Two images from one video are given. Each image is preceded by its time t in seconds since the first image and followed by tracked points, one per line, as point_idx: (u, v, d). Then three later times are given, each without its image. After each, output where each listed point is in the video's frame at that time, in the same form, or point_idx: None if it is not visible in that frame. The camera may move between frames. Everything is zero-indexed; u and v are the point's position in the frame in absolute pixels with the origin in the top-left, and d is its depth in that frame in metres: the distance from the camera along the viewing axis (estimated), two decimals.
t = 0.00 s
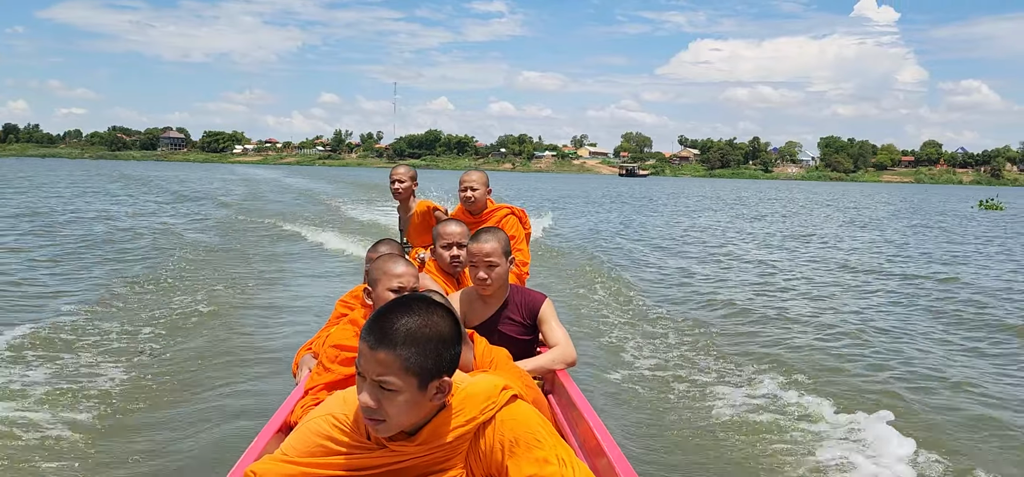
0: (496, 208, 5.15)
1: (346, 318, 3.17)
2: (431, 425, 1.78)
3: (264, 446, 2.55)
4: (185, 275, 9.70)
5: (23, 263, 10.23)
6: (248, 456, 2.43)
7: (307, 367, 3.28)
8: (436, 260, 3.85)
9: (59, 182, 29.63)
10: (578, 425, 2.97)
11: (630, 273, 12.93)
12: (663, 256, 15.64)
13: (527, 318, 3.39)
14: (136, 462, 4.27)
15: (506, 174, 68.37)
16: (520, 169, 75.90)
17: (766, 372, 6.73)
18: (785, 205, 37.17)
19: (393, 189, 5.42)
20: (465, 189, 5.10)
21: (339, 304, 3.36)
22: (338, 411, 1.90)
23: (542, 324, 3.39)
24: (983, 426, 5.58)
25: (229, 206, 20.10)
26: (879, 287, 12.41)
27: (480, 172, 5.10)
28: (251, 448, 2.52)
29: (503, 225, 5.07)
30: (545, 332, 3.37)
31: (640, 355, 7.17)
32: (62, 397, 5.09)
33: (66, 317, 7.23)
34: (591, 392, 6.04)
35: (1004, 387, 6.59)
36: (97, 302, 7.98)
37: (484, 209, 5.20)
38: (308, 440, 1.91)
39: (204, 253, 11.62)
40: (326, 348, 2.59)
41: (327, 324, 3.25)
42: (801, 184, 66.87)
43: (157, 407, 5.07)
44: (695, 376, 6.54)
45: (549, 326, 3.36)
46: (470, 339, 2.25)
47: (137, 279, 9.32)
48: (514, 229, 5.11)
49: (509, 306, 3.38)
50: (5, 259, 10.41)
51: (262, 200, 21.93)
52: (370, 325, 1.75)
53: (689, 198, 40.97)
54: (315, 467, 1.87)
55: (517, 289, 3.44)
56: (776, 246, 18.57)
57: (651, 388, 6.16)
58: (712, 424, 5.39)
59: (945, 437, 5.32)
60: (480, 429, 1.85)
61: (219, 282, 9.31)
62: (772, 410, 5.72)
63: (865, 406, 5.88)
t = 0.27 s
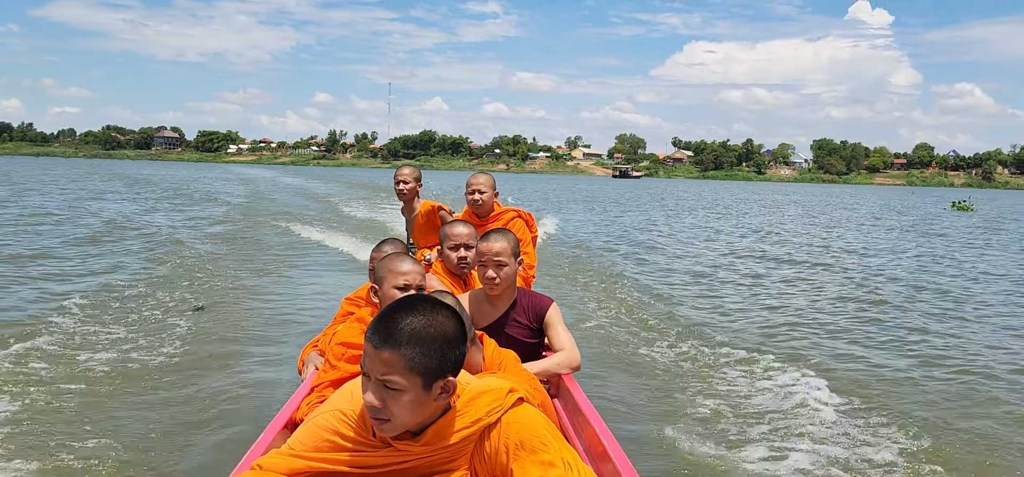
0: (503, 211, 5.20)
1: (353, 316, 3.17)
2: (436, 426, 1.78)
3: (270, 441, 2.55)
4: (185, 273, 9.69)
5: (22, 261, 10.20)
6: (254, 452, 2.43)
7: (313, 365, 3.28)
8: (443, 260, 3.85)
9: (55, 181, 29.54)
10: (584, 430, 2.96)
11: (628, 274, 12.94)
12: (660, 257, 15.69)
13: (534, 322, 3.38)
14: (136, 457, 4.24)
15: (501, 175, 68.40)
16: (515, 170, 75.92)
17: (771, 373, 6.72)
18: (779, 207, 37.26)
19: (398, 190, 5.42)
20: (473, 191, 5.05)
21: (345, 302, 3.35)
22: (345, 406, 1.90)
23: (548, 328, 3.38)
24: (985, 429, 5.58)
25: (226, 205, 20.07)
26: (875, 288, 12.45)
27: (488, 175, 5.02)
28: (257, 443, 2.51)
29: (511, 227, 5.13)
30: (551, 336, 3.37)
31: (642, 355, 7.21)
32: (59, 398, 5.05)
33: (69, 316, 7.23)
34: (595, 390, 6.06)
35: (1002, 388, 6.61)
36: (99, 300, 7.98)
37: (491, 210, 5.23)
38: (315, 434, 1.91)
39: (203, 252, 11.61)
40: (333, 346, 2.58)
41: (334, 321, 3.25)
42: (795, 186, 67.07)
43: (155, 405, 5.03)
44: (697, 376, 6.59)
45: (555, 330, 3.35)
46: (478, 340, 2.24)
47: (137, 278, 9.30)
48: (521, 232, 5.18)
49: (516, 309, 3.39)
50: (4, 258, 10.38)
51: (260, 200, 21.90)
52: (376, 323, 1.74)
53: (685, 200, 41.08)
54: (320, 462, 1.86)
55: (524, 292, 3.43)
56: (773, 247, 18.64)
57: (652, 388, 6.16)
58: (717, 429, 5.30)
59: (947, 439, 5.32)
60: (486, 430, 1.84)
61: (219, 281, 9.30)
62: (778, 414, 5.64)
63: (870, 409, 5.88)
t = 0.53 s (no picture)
0: (510, 214, 5.16)
1: (360, 315, 3.26)
2: (445, 425, 1.80)
3: (279, 438, 2.60)
4: (184, 273, 9.69)
5: (20, 261, 10.19)
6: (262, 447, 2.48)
7: (321, 363, 3.33)
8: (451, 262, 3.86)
9: (49, 180, 29.44)
10: (590, 433, 2.97)
11: (627, 276, 12.97)
12: (656, 259, 15.76)
13: (541, 325, 3.39)
14: (144, 455, 4.25)
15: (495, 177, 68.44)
16: (509, 172, 75.95)
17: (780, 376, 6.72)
18: (773, 210, 37.34)
19: (396, 194, 5.42)
20: (481, 193, 5.07)
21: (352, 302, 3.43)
22: (356, 404, 1.94)
23: (555, 331, 3.37)
24: (987, 432, 5.61)
25: (222, 205, 20.06)
26: (872, 292, 12.50)
27: (496, 177, 5.08)
28: (267, 439, 2.57)
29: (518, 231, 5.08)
30: (558, 339, 3.36)
31: (641, 355, 7.26)
32: (60, 399, 5.01)
33: (70, 314, 7.24)
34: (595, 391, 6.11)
35: (1001, 392, 6.64)
36: (99, 299, 7.99)
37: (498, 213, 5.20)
38: (326, 431, 1.95)
39: (202, 252, 11.61)
40: (342, 345, 2.64)
41: (343, 320, 3.32)
42: (787, 189, 67.32)
43: (160, 407, 4.99)
44: (697, 376, 6.65)
45: (562, 333, 3.35)
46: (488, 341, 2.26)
47: (136, 277, 9.31)
48: (528, 235, 5.12)
49: (523, 311, 3.39)
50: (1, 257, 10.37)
51: (255, 200, 21.88)
52: (387, 322, 1.74)
53: (678, 202, 41.21)
54: (331, 458, 1.91)
55: (531, 294, 3.44)
56: (767, 250, 18.73)
57: (659, 390, 6.17)
58: (767, 440, 5.23)
59: (951, 439, 5.34)
60: (494, 431, 1.87)
61: (219, 281, 9.31)
62: (810, 418, 5.62)
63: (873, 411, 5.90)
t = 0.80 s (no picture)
0: (513, 215, 5.19)
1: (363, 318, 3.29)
2: (448, 428, 1.84)
3: (283, 441, 2.64)
4: (183, 275, 9.71)
5: (17, 263, 10.19)
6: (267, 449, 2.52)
7: (323, 366, 3.36)
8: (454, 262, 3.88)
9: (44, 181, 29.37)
10: (591, 432, 2.99)
11: (624, 279, 13.00)
12: (652, 262, 15.83)
13: (542, 326, 3.40)
14: (149, 459, 4.28)
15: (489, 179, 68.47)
16: (503, 174, 75.99)
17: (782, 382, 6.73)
18: (767, 213, 37.41)
19: (402, 193, 5.49)
20: (485, 194, 5.08)
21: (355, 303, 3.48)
22: (358, 409, 1.99)
23: (556, 332, 3.38)
24: (983, 434, 5.66)
25: (218, 207, 20.05)
26: (867, 295, 12.56)
27: (501, 178, 5.07)
28: (269, 443, 2.59)
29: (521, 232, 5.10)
30: (560, 339, 3.37)
31: (639, 357, 7.32)
32: (60, 403, 5.00)
33: (70, 317, 7.26)
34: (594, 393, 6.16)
35: (997, 395, 6.69)
36: (98, 302, 8.01)
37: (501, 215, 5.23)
38: (329, 437, 2.00)
39: (199, 254, 11.61)
40: (346, 347, 2.68)
41: (344, 323, 3.35)
42: (780, 192, 67.56)
43: (161, 412, 4.98)
44: (695, 378, 6.72)
45: (564, 334, 3.36)
46: (491, 344, 2.30)
47: (135, 279, 9.33)
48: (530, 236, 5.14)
49: (525, 312, 3.41)
50: None
51: (252, 202, 21.87)
52: (392, 327, 1.78)
53: (672, 205, 41.32)
54: (335, 463, 1.95)
55: (533, 295, 3.46)
56: (762, 253, 18.83)
57: (659, 393, 6.21)
58: (779, 446, 5.21)
59: (946, 443, 5.39)
60: (497, 433, 1.90)
61: (217, 282, 9.33)
62: (802, 421, 5.73)
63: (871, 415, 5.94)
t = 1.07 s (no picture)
0: (514, 217, 5.20)
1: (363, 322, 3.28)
2: (447, 432, 1.85)
3: (281, 444, 2.63)
4: (179, 275, 9.68)
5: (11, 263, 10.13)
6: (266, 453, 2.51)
7: (323, 370, 3.36)
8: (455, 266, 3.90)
9: (36, 180, 29.22)
10: (592, 434, 3.01)
11: (619, 279, 13.02)
12: (647, 263, 15.87)
13: (542, 327, 3.41)
14: (153, 458, 4.28)
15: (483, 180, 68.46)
16: (497, 175, 75.95)
17: (784, 383, 6.68)
18: (760, 214, 37.55)
19: (409, 195, 5.43)
20: (485, 195, 5.10)
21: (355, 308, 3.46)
22: (357, 413, 1.99)
23: (556, 333, 3.40)
24: (979, 433, 5.69)
25: (213, 207, 20.01)
26: (860, 295, 12.62)
27: (502, 179, 5.09)
28: (267, 448, 2.58)
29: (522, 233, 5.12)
30: (559, 340, 3.39)
31: (636, 358, 7.34)
32: (57, 404, 4.96)
33: (67, 317, 7.24)
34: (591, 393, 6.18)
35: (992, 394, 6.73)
36: (94, 301, 7.98)
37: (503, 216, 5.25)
38: (327, 441, 2.00)
39: (194, 253, 11.58)
40: (345, 350, 2.69)
41: (343, 327, 3.35)
42: (773, 193, 67.74)
43: (159, 413, 4.94)
44: (692, 379, 6.73)
45: (564, 335, 3.38)
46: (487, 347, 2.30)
47: (130, 279, 9.29)
48: (531, 238, 5.17)
49: (524, 313, 3.42)
50: None
51: (246, 202, 21.82)
52: (392, 333, 1.79)
53: (666, 206, 41.43)
54: (332, 468, 1.96)
55: (532, 296, 3.47)
56: (754, 254, 18.91)
57: (656, 393, 6.23)
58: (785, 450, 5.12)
59: (942, 443, 5.43)
60: (496, 434, 1.91)
61: (214, 282, 9.31)
62: (797, 420, 5.74)
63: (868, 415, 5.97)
